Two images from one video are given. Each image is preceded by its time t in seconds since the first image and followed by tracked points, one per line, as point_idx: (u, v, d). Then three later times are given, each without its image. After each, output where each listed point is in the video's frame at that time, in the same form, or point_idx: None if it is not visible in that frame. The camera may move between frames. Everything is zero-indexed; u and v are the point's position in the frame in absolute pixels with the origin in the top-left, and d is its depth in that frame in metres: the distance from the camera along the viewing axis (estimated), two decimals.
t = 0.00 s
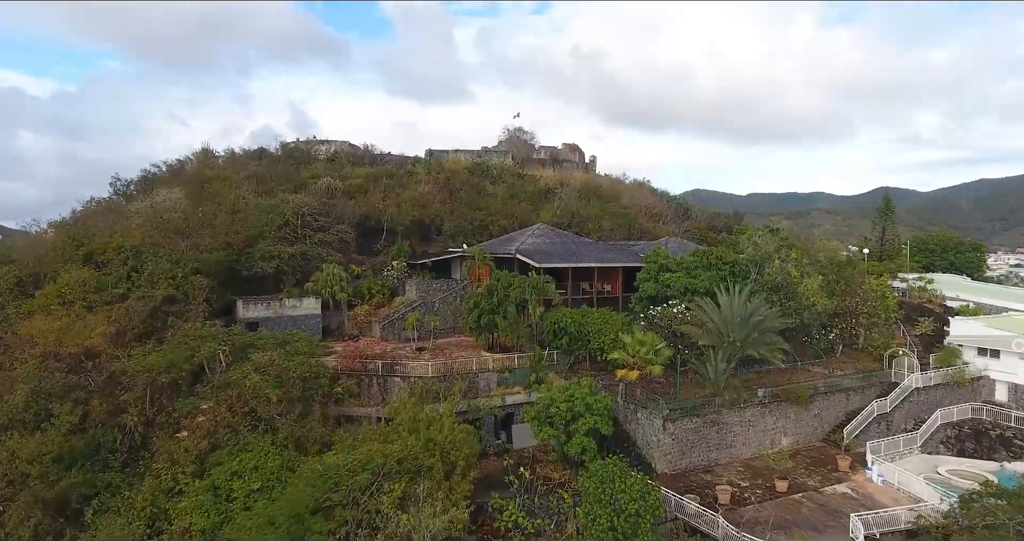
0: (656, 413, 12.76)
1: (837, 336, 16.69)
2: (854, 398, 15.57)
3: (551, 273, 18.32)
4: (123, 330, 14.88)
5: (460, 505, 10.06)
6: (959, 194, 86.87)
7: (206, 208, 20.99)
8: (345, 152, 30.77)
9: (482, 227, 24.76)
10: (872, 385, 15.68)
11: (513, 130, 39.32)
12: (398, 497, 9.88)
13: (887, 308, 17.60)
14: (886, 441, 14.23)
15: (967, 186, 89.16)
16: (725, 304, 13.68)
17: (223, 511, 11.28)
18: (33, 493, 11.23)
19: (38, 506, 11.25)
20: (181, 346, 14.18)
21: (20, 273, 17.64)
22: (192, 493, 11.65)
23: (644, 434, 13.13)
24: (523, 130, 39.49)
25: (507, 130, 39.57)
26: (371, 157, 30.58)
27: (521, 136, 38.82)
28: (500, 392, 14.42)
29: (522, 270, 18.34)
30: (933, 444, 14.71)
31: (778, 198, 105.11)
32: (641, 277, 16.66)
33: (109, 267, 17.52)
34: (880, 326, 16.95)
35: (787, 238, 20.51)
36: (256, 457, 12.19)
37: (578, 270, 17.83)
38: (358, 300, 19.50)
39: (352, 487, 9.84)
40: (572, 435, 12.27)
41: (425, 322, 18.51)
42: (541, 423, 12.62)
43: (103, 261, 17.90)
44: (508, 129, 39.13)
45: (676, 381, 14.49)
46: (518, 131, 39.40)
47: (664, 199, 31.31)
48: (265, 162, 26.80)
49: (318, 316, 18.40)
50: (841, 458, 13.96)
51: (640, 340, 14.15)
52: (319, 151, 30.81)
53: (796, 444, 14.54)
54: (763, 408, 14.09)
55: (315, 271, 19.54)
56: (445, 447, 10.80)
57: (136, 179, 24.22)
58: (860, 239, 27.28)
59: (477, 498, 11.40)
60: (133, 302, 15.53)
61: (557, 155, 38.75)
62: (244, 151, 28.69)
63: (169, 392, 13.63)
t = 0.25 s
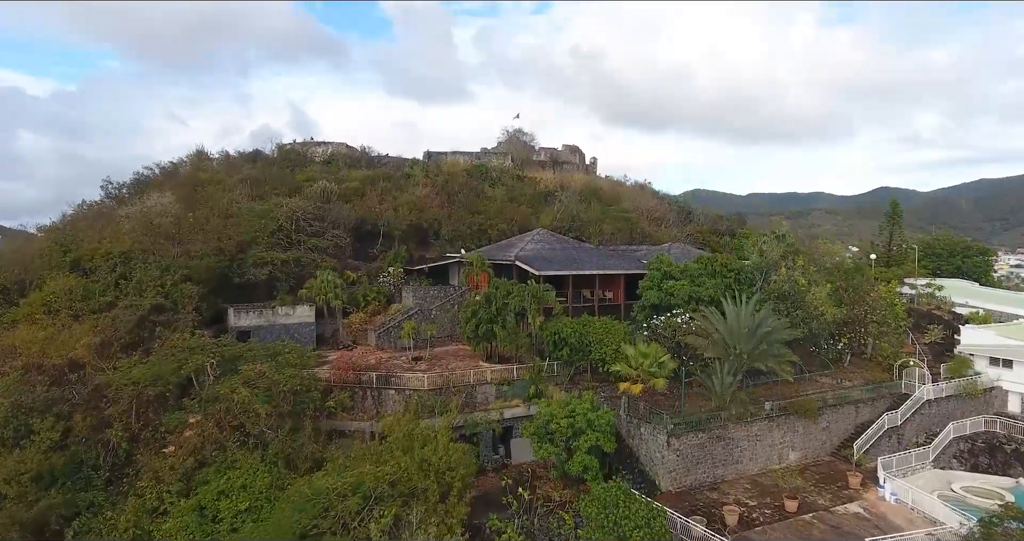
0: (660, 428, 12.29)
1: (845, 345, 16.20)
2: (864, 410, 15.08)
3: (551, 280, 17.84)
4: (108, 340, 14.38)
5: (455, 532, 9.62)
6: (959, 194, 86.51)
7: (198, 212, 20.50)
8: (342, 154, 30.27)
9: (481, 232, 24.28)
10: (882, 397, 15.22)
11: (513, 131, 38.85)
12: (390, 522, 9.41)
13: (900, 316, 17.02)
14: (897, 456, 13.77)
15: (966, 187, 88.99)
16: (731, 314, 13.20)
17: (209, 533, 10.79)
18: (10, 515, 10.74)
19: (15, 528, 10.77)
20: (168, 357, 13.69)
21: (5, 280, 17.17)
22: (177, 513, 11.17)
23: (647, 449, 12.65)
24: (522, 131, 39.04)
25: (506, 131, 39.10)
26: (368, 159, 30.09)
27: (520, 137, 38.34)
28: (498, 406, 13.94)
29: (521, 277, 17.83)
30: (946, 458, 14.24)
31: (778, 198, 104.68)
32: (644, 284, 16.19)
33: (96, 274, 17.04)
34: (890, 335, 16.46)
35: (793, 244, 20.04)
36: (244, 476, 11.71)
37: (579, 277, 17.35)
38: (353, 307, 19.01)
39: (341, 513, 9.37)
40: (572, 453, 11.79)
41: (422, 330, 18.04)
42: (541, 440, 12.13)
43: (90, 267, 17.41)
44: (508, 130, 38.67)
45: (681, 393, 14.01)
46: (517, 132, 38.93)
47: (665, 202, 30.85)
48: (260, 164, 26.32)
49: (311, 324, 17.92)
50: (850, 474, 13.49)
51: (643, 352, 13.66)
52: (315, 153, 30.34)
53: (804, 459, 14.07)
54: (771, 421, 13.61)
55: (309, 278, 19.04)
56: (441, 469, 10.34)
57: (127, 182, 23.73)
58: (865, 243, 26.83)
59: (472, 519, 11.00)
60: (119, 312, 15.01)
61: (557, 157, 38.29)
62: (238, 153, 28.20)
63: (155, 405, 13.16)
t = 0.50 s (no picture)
0: (664, 444, 11.83)
1: (854, 356, 15.72)
2: (874, 423, 14.61)
3: (551, 287, 17.35)
4: (93, 353, 13.88)
5: None
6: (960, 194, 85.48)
7: (190, 217, 20.01)
8: (338, 156, 29.78)
9: (480, 236, 23.81)
10: (893, 410, 14.75)
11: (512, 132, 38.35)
12: None
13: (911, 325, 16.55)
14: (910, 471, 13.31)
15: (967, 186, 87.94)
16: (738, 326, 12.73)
17: None
18: None
19: None
20: (155, 370, 13.21)
21: None
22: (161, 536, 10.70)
23: (651, 467, 12.18)
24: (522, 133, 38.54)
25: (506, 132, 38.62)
26: (365, 162, 29.61)
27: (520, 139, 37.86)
28: (496, 420, 13.49)
29: (520, 285, 17.35)
30: (960, 474, 13.79)
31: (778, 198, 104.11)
32: (646, 292, 15.72)
33: (83, 282, 16.57)
34: (900, 345, 15.99)
35: (799, 250, 19.57)
36: (231, 495, 11.24)
37: (580, 285, 16.87)
38: (348, 315, 18.54)
39: None
40: (573, 472, 11.32)
41: (419, 339, 17.57)
42: (540, 458, 11.65)
43: (78, 275, 16.94)
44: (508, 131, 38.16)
45: (685, 407, 13.53)
46: (517, 133, 38.44)
47: (667, 205, 30.35)
48: (255, 167, 25.84)
49: (305, 333, 17.46)
50: (861, 491, 13.02)
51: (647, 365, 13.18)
52: (311, 156, 29.86)
53: (813, 475, 13.60)
54: (779, 436, 13.14)
55: (302, 285, 18.55)
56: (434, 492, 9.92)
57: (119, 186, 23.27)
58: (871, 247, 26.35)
59: None
60: (105, 322, 14.48)
61: (557, 159, 37.79)
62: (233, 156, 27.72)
63: (141, 421, 12.68)
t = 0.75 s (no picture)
0: (669, 462, 11.36)
1: (864, 368, 15.25)
2: (885, 437, 14.14)
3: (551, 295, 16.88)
4: (76, 366, 13.40)
5: None
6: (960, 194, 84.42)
7: (181, 222, 19.54)
8: (335, 158, 29.30)
9: (478, 241, 23.34)
10: (904, 424, 14.29)
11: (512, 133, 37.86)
12: None
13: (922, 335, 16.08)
14: (925, 489, 12.86)
15: (968, 186, 86.79)
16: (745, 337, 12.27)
17: None
18: None
19: None
20: (140, 384, 12.75)
21: None
22: None
23: (656, 485, 11.72)
24: (522, 134, 38.09)
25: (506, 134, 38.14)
26: (362, 164, 29.12)
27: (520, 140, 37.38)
28: (494, 435, 13.04)
29: (519, 293, 16.86)
30: (975, 491, 13.38)
31: (778, 198, 103.55)
32: (649, 301, 15.25)
33: (70, 290, 16.11)
34: (912, 357, 15.50)
35: (806, 256, 19.12)
36: (218, 517, 10.76)
37: (581, 293, 16.40)
38: (343, 323, 18.09)
39: None
40: (575, 493, 10.85)
41: (415, 349, 17.10)
42: (541, 477, 11.19)
43: (64, 283, 16.48)
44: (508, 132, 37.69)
45: (690, 422, 13.07)
46: (517, 135, 37.97)
47: (669, 208, 29.89)
48: (249, 170, 25.37)
49: (298, 342, 17.00)
50: (873, 509, 12.57)
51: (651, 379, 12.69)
52: (307, 158, 29.40)
53: (823, 492, 13.14)
54: (788, 452, 12.67)
55: (296, 293, 18.06)
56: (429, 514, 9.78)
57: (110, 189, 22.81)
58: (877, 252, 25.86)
59: None
60: (89, 334, 13.95)
61: (558, 160, 37.33)
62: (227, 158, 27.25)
63: (125, 437, 12.20)
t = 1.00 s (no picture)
0: (675, 482, 10.90)
1: (874, 379, 14.79)
2: (897, 452, 13.68)
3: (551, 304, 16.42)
4: (59, 380, 12.91)
5: None
6: (961, 194, 83.42)
7: (172, 228, 19.08)
8: (331, 160, 28.83)
9: (477, 246, 22.88)
10: (916, 438, 13.83)
11: (512, 135, 37.38)
12: None
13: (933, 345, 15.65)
14: (939, 508, 12.41)
15: (969, 186, 85.76)
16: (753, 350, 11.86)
17: None
18: None
19: None
20: (125, 398, 12.28)
21: None
22: None
23: (661, 506, 11.27)
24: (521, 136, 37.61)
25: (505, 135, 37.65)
26: (359, 166, 28.65)
27: (520, 142, 36.90)
28: (492, 452, 12.57)
29: (519, 301, 16.37)
30: (990, 509, 12.92)
31: (778, 198, 103.03)
32: (653, 311, 14.80)
33: (56, 298, 15.64)
34: (923, 368, 15.04)
35: (812, 263, 18.65)
36: None
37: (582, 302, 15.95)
38: (337, 332, 17.62)
39: None
40: (577, 516, 10.40)
41: (412, 359, 16.65)
42: (541, 499, 10.73)
43: (50, 291, 16.03)
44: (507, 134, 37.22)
45: (695, 437, 12.62)
46: (517, 136, 37.49)
47: (671, 212, 29.42)
48: (243, 173, 24.91)
49: (291, 352, 16.54)
50: (886, 529, 12.11)
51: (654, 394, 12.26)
52: (303, 161, 28.93)
53: (832, 510, 12.69)
54: (797, 470, 12.21)
55: (289, 301, 17.58)
56: None
57: (101, 193, 22.33)
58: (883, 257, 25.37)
59: None
60: (72, 346, 13.44)
61: (557, 163, 36.86)
62: (221, 160, 26.78)
63: (108, 455, 11.73)
